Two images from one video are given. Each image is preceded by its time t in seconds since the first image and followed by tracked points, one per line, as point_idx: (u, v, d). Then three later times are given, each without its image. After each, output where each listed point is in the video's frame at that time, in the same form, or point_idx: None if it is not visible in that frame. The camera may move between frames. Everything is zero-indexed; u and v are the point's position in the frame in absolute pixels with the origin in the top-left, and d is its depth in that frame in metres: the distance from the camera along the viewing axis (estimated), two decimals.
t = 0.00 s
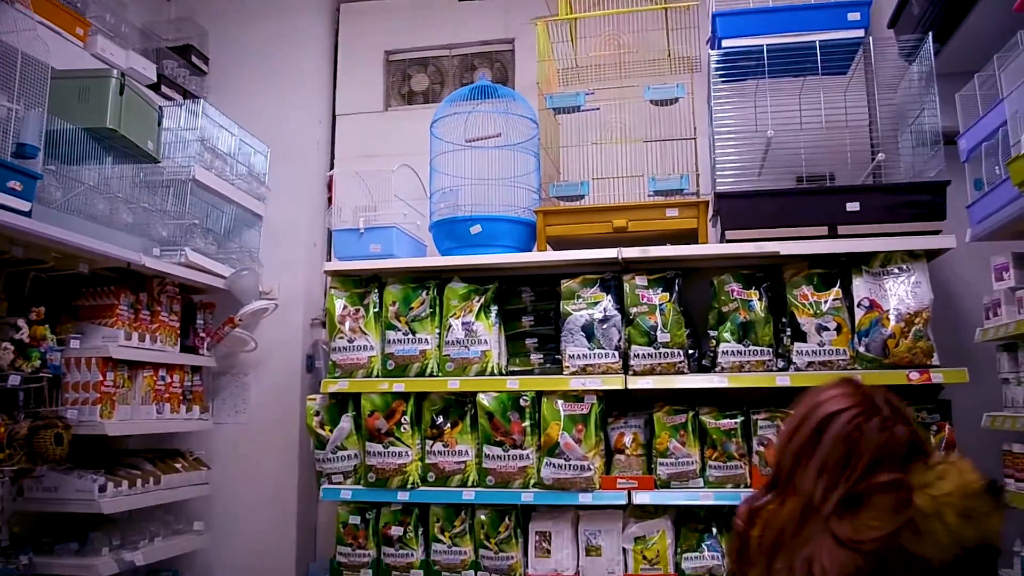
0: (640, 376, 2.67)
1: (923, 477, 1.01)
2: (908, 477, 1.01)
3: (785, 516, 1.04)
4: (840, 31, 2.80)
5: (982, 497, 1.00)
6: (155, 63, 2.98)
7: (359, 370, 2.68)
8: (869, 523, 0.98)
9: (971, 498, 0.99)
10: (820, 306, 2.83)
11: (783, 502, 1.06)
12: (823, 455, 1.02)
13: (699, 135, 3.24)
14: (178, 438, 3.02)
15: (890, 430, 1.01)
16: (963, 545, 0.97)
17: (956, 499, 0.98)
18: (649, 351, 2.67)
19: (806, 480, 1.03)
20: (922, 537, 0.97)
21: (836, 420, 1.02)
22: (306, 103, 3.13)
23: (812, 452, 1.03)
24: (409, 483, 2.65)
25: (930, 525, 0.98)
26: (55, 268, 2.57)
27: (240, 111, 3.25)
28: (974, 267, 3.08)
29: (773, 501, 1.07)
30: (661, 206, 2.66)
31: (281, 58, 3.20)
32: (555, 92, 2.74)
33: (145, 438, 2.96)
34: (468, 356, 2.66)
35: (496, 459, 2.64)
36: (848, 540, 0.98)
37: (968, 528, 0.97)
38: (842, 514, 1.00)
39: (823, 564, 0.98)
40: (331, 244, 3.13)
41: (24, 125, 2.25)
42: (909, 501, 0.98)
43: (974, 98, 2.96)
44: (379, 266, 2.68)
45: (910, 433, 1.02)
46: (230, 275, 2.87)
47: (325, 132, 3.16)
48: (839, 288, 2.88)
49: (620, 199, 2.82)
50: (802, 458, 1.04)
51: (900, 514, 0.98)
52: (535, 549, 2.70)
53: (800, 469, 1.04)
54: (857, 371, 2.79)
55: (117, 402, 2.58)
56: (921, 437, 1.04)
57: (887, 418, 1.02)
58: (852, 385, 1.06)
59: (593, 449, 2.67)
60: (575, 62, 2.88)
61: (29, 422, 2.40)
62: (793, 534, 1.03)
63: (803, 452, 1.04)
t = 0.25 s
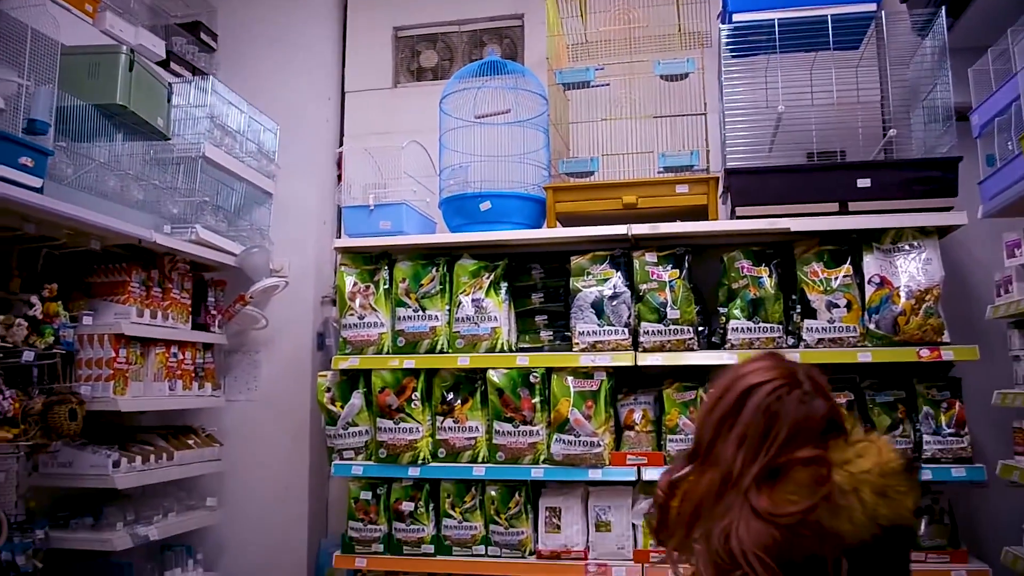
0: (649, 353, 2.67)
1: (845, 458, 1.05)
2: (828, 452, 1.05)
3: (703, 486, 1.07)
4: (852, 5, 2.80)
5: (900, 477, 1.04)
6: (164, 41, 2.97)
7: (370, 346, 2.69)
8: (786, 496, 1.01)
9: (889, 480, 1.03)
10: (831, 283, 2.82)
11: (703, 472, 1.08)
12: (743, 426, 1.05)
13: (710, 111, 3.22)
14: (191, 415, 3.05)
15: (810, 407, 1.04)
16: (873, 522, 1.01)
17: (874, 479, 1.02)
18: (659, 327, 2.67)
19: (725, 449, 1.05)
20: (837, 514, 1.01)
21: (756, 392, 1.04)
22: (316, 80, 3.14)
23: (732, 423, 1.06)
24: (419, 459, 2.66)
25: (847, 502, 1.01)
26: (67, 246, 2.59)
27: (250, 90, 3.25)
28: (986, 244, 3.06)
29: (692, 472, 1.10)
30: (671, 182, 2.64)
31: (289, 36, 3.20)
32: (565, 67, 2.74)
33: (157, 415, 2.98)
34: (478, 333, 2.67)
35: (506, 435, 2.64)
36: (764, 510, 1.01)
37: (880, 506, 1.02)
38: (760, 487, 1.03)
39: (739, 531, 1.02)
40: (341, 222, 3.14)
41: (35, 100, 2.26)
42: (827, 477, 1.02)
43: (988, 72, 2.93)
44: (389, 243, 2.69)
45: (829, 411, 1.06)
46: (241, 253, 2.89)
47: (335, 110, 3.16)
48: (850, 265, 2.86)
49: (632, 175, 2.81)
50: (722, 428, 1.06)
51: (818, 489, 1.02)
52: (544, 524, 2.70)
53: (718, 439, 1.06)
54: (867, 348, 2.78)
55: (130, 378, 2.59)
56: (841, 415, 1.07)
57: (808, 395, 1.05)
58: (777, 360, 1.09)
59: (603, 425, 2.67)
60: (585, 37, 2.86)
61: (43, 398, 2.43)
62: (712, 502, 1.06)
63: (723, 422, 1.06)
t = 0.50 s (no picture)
0: (666, 329, 2.67)
1: (784, 431, 1.18)
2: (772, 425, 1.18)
3: (653, 449, 1.20)
4: None
5: (834, 449, 1.19)
6: (180, 18, 2.97)
7: (387, 323, 2.70)
8: (728, 461, 1.13)
9: (826, 451, 1.18)
10: (849, 259, 2.80)
11: (654, 437, 1.21)
12: (690, 394, 1.17)
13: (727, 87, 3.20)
14: (210, 392, 3.07)
15: (756, 378, 1.17)
16: (806, 488, 1.14)
17: (810, 449, 1.15)
18: (677, 304, 2.66)
19: (674, 416, 1.18)
20: (775, 480, 1.13)
21: (703, 359, 1.18)
22: (331, 58, 3.15)
23: (680, 390, 1.18)
24: (437, 435, 2.67)
25: (786, 470, 1.14)
26: (86, 223, 2.61)
27: (265, 69, 3.25)
28: (1008, 220, 3.03)
29: (642, 437, 1.23)
30: (689, 158, 2.63)
31: (304, 14, 3.20)
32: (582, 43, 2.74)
33: (176, 392, 3.01)
34: (495, 310, 2.66)
35: (524, 412, 2.64)
36: (711, 475, 1.13)
37: (813, 473, 1.15)
38: (705, 452, 1.15)
39: (682, 493, 1.13)
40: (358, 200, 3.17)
41: (54, 77, 2.26)
42: (770, 447, 1.14)
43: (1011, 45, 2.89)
44: (406, 219, 2.68)
45: (774, 383, 1.19)
46: (259, 230, 2.91)
47: (350, 88, 3.16)
48: (870, 241, 2.84)
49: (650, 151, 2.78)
50: (670, 394, 1.19)
51: (759, 458, 1.14)
52: (562, 500, 2.66)
53: (667, 404, 1.19)
54: (886, 324, 2.76)
55: (150, 355, 2.61)
56: (782, 388, 1.21)
57: (753, 366, 1.18)
58: (726, 331, 1.23)
59: (620, 402, 2.66)
60: (603, 12, 2.84)
61: (65, 374, 2.46)
62: (660, 464, 1.19)
63: (672, 388, 1.19)
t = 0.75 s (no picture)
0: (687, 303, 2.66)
1: (732, 390, 1.29)
2: (722, 383, 1.29)
3: (611, 405, 1.30)
4: None
5: (779, 407, 1.30)
6: None
7: (407, 297, 2.70)
8: (679, 416, 1.25)
9: (771, 408, 1.28)
10: (871, 232, 2.78)
11: (613, 394, 1.32)
12: (649, 354, 1.28)
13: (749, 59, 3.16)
14: (231, 367, 3.10)
15: (710, 340, 1.29)
16: (748, 442, 1.25)
17: (753, 407, 1.26)
18: (697, 277, 2.65)
19: (633, 374, 1.28)
20: (720, 434, 1.24)
21: (663, 321, 1.29)
22: (349, 34, 3.15)
23: (640, 350, 1.30)
24: (457, 408, 2.68)
25: (730, 425, 1.25)
26: (108, 198, 2.63)
27: (284, 45, 3.25)
28: None
29: (600, 395, 1.34)
30: (709, 130, 2.60)
31: None
32: (601, 15, 2.74)
33: (198, 366, 3.04)
34: (514, 283, 2.66)
35: (544, 384, 2.64)
36: (660, 431, 1.24)
37: (755, 429, 1.26)
38: (658, 408, 1.26)
39: (636, 446, 1.25)
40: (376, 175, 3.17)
41: (75, 52, 2.27)
42: (716, 404, 1.25)
43: None
44: (425, 193, 2.68)
45: (727, 347, 1.31)
46: (278, 205, 2.92)
47: (368, 64, 3.17)
48: (892, 213, 2.81)
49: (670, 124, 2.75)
50: (630, 354, 1.30)
51: (707, 415, 1.25)
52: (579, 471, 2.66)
53: (627, 363, 1.30)
54: (908, 298, 2.74)
55: (172, 329, 2.63)
56: (733, 352, 1.33)
57: (707, 330, 1.30)
58: (684, 296, 1.35)
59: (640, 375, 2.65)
60: None
61: (89, 347, 2.50)
62: (617, 420, 1.30)
63: (632, 348, 1.31)
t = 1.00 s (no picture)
0: (705, 274, 2.65)
1: (682, 358, 1.33)
2: (672, 352, 1.33)
3: (567, 378, 1.34)
4: None
5: (729, 371, 1.35)
6: None
7: (423, 270, 2.70)
8: (635, 387, 1.28)
9: (721, 373, 1.33)
10: (892, 201, 2.75)
11: (568, 368, 1.35)
12: (603, 326, 1.31)
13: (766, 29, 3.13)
14: (249, 343, 3.11)
15: (661, 310, 1.33)
16: (701, 408, 1.29)
17: (704, 373, 1.31)
18: (715, 248, 2.64)
19: (587, 347, 1.32)
20: (676, 402, 1.27)
21: (614, 293, 1.33)
22: (362, 10, 3.14)
23: (592, 322, 1.33)
24: (475, 381, 2.68)
25: (685, 392, 1.29)
26: (125, 173, 2.64)
27: (297, 20, 3.24)
28: None
29: (556, 368, 1.37)
30: (727, 99, 2.59)
31: None
32: None
33: (216, 342, 3.05)
34: (531, 256, 2.65)
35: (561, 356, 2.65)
36: (616, 402, 1.27)
37: (707, 394, 1.30)
38: (614, 380, 1.29)
39: (594, 419, 1.27)
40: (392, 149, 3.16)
41: (89, 28, 2.28)
42: (668, 372, 1.28)
43: None
44: (441, 166, 2.68)
45: (676, 316, 1.36)
46: (294, 181, 2.94)
47: (382, 38, 3.16)
48: (912, 182, 2.78)
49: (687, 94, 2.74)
50: (584, 328, 1.34)
51: (660, 383, 1.28)
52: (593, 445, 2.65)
53: (581, 337, 1.33)
54: (928, 268, 2.71)
55: (191, 304, 2.64)
56: (681, 321, 1.37)
57: (657, 299, 1.34)
58: (632, 269, 1.38)
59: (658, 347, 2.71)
60: None
61: (108, 322, 2.52)
62: (574, 393, 1.33)
63: (585, 321, 1.34)
